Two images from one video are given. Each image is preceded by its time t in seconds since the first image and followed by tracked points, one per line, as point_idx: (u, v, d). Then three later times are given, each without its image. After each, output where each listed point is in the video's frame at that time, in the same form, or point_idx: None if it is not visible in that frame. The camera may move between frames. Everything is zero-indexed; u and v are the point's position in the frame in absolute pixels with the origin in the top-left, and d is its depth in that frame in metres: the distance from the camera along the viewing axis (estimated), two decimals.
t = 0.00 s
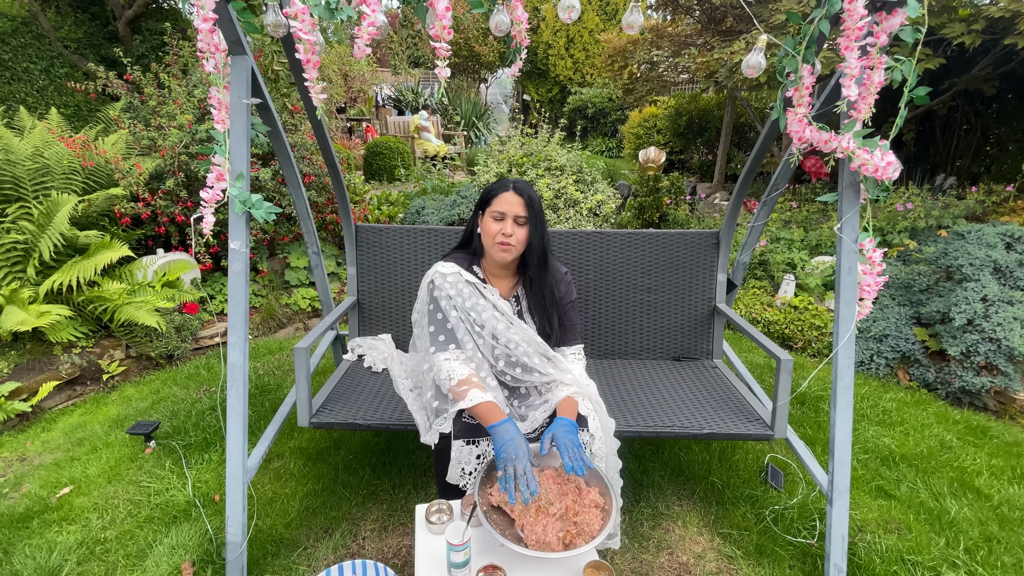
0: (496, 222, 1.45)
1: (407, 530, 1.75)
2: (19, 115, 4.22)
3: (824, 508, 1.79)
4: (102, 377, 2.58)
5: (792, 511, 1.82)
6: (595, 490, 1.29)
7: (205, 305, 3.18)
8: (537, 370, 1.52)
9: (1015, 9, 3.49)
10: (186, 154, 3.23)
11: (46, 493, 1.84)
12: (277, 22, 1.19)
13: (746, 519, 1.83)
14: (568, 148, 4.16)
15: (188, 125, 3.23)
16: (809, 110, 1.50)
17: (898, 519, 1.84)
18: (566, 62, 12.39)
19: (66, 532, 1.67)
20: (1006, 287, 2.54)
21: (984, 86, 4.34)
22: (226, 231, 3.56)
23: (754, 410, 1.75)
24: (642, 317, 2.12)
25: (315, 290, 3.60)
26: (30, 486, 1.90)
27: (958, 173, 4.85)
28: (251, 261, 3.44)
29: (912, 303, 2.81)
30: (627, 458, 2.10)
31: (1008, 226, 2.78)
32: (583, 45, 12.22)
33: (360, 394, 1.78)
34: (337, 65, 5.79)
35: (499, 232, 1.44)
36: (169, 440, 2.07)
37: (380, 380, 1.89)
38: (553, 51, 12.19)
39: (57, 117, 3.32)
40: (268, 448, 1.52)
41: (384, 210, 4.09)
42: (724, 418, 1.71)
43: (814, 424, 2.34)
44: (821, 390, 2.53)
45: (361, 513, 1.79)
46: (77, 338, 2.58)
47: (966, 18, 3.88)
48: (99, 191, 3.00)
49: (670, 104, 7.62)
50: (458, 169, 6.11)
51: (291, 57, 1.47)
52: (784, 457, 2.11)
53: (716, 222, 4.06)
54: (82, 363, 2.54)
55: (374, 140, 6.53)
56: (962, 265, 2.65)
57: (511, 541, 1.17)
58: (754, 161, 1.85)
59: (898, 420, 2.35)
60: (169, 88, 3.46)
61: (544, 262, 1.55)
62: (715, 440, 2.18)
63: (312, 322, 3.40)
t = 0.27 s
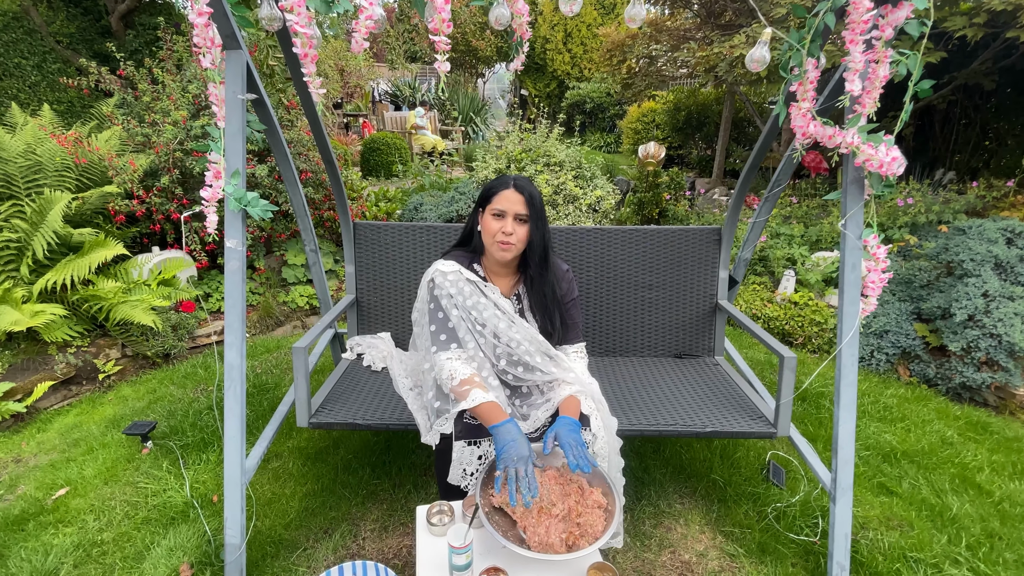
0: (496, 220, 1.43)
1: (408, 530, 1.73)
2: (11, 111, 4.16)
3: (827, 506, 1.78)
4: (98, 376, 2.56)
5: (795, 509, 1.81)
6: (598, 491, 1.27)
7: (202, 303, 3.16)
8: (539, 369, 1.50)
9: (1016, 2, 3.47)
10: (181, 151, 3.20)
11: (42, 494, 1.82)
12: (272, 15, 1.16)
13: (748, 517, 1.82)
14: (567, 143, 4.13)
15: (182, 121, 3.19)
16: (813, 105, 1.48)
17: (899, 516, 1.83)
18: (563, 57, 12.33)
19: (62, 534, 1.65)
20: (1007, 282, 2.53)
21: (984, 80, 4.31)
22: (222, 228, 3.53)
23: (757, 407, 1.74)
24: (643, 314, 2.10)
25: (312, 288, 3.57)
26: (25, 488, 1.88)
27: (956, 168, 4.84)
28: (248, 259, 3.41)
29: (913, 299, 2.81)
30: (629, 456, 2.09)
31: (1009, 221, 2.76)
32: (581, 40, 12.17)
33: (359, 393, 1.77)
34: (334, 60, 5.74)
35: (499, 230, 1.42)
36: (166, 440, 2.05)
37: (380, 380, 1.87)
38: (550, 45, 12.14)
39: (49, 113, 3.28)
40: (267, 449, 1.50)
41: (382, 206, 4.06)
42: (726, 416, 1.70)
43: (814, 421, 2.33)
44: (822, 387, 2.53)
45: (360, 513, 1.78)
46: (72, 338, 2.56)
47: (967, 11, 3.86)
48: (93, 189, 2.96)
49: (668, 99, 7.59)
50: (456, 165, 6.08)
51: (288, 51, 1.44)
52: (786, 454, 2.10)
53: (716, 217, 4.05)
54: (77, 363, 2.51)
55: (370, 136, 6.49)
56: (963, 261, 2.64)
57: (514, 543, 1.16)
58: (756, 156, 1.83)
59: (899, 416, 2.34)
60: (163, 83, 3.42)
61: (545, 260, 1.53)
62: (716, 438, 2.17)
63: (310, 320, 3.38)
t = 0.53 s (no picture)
0: (499, 220, 1.39)
1: (407, 534, 1.70)
2: None
3: (831, 505, 1.76)
4: (88, 378, 2.51)
5: (799, 509, 1.79)
6: (603, 495, 1.25)
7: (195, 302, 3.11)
8: (542, 370, 1.47)
9: None
10: (171, 148, 3.14)
11: (32, 501, 1.78)
12: (263, 7, 1.13)
13: (752, 517, 1.80)
14: (564, 138, 4.09)
15: (172, 116, 3.13)
16: (819, 98, 1.46)
17: (903, 515, 1.82)
18: (559, 51, 12.26)
19: (53, 542, 1.61)
20: (1007, 278, 2.52)
21: (982, 74, 4.30)
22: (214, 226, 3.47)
23: (761, 406, 1.72)
24: (645, 313, 2.07)
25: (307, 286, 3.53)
26: (15, 494, 1.83)
27: (953, 162, 4.83)
28: (242, 257, 3.36)
29: (913, 295, 2.79)
30: (630, 455, 2.07)
31: (1009, 215, 2.75)
32: (576, 34, 12.10)
33: (357, 395, 1.73)
34: (327, 54, 5.66)
35: (502, 231, 1.39)
36: (159, 444, 2.01)
37: (378, 381, 1.84)
38: (545, 40, 12.06)
39: (35, 109, 3.20)
40: (262, 453, 1.47)
41: (377, 203, 4.01)
42: (730, 417, 1.68)
43: (816, 419, 2.31)
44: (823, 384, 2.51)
45: (359, 517, 1.74)
46: (62, 339, 2.51)
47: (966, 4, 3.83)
48: (81, 187, 2.90)
49: (665, 93, 7.55)
50: (452, 160, 6.03)
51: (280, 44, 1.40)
52: (788, 452, 2.09)
53: (714, 213, 4.02)
54: (67, 365, 2.46)
55: (365, 131, 6.43)
56: (964, 256, 2.62)
57: (517, 550, 1.13)
58: (761, 153, 1.80)
59: (900, 414, 2.33)
60: (152, 78, 3.35)
61: (548, 261, 1.50)
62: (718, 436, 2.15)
63: (305, 319, 3.33)
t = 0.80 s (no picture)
0: (500, 219, 1.35)
1: (404, 540, 1.66)
2: None
3: (834, 506, 1.75)
4: (75, 381, 2.44)
5: (801, 510, 1.77)
6: (607, 502, 1.21)
7: (185, 302, 3.04)
8: (543, 373, 1.44)
9: None
10: (159, 144, 3.07)
11: (16, 509, 1.73)
12: None
13: (754, 518, 1.78)
14: (561, 134, 4.05)
15: (159, 111, 3.06)
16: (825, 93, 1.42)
17: (906, 514, 1.80)
18: (553, 46, 12.18)
19: (39, 552, 1.56)
20: (1007, 274, 2.51)
21: (978, 69, 4.28)
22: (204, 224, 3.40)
23: (764, 407, 1.70)
24: (646, 311, 2.05)
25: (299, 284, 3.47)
26: None
27: (948, 157, 4.83)
28: (232, 256, 3.29)
29: (911, 291, 2.78)
30: (630, 456, 2.04)
31: (1007, 212, 2.74)
32: (570, 28, 12.04)
33: (352, 398, 1.69)
34: (318, 48, 5.57)
35: (502, 230, 1.35)
36: (149, 449, 1.96)
37: (373, 383, 1.80)
38: (539, 34, 11.98)
39: (18, 104, 3.12)
40: (254, 460, 1.43)
41: (371, 199, 3.95)
42: (733, 417, 1.65)
43: (816, 417, 2.30)
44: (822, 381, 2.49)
45: (355, 523, 1.70)
46: (47, 341, 2.44)
47: None
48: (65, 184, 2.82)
49: (660, 88, 7.51)
50: (446, 155, 5.97)
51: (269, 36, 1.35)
52: (789, 451, 2.07)
53: (711, 209, 4.00)
54: (53, 368, 2.40)
55: (357, 126, 6.36)
56: (963, 253, 2.61)
57: (520, 560, 1.09)
58: (764, 149, 1.77)
59: (900, 411, 2.32)
60: (138, 72, 3.27)
61: (549, 260, 1.46)
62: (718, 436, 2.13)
63: (298, 318, 3.27)
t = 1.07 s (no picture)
0: (502, 220, 1.30)
1: (402, 550, 1.61)
2: None
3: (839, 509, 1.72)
4: (58, 387, 2.36)
5: (806, 513, 1.74)
6: (612, 514, 1.17)
7: (172, 303, 2.97)
8: (545, 379, 1.40)
9: None
10: (142, 140, 2.98)
11: None
12: None
13: (758, 522, 1.75)
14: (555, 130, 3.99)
15: (142, 107, 2.97)
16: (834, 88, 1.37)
17: (910, 516, 1.78)
18: (545, 40, 12.10)
19: (20, 568, 1.50)
20: (1007, 272, 2.51)
21: (972, 64, 4.27)
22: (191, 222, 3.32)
23: (768, 410, 1.67)
24: (646, 311, 2.01)
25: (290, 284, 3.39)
26: None
27: (941, 153, 4.84)
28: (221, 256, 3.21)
29: (910, 288, 2.77)
30: (631, 459, 2.00)
31: (1006, 208, 2.73)
32: (562, 23, 11.96)
33: (346, 404, 1.64)
34: (307, 42, 5.46)
35: (505, 231, 1.30)
36: (135, 457, 1.89)
37: (368, 388, 1.74)
38: (531, 28, 11.88)
39: None
40: (245, 470, 1.37)
41: (363, 197, 3.88)
42: (737, 421, 1.62)
43: (817, 417, 2.27)
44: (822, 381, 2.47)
45: (350, 532, 1.65)
46: (28, 345, 2.36)
47: None
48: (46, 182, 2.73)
49: (654, 84, 7.47)
50: (439, 151, 5.89)
51: (255, 28, 1.29)
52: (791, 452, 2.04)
53: (707, 206, 3.97)
54: (35, 373, 2.32)
55: (348, 122, 6.27)
56: (963, 250, 2.60)
57: None
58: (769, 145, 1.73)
59: (900, 410, 2.30)
60: (120, 66, 3.17)
61: (552, 262, 1.41)
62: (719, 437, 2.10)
63: (289, 319, 3.20)
